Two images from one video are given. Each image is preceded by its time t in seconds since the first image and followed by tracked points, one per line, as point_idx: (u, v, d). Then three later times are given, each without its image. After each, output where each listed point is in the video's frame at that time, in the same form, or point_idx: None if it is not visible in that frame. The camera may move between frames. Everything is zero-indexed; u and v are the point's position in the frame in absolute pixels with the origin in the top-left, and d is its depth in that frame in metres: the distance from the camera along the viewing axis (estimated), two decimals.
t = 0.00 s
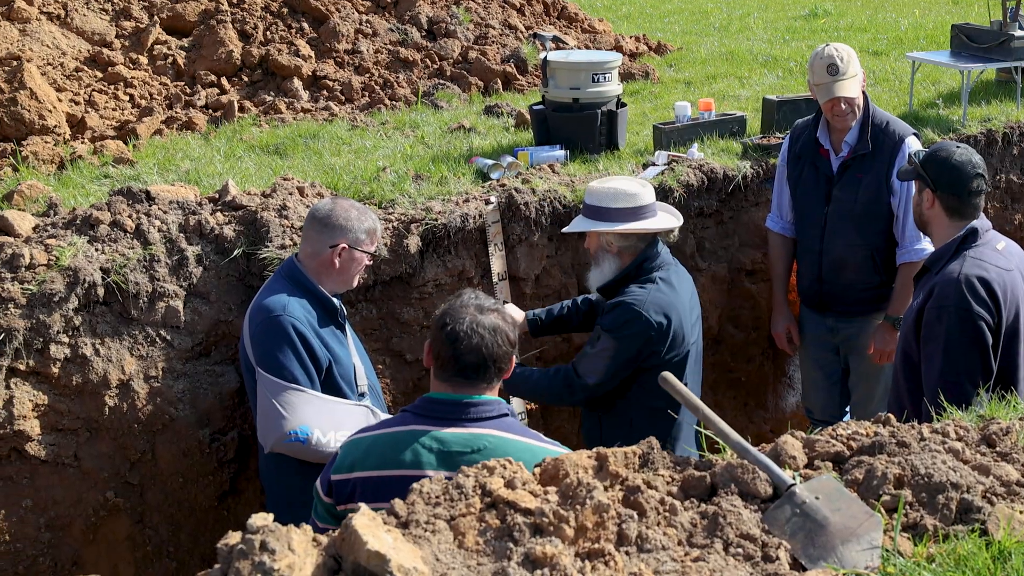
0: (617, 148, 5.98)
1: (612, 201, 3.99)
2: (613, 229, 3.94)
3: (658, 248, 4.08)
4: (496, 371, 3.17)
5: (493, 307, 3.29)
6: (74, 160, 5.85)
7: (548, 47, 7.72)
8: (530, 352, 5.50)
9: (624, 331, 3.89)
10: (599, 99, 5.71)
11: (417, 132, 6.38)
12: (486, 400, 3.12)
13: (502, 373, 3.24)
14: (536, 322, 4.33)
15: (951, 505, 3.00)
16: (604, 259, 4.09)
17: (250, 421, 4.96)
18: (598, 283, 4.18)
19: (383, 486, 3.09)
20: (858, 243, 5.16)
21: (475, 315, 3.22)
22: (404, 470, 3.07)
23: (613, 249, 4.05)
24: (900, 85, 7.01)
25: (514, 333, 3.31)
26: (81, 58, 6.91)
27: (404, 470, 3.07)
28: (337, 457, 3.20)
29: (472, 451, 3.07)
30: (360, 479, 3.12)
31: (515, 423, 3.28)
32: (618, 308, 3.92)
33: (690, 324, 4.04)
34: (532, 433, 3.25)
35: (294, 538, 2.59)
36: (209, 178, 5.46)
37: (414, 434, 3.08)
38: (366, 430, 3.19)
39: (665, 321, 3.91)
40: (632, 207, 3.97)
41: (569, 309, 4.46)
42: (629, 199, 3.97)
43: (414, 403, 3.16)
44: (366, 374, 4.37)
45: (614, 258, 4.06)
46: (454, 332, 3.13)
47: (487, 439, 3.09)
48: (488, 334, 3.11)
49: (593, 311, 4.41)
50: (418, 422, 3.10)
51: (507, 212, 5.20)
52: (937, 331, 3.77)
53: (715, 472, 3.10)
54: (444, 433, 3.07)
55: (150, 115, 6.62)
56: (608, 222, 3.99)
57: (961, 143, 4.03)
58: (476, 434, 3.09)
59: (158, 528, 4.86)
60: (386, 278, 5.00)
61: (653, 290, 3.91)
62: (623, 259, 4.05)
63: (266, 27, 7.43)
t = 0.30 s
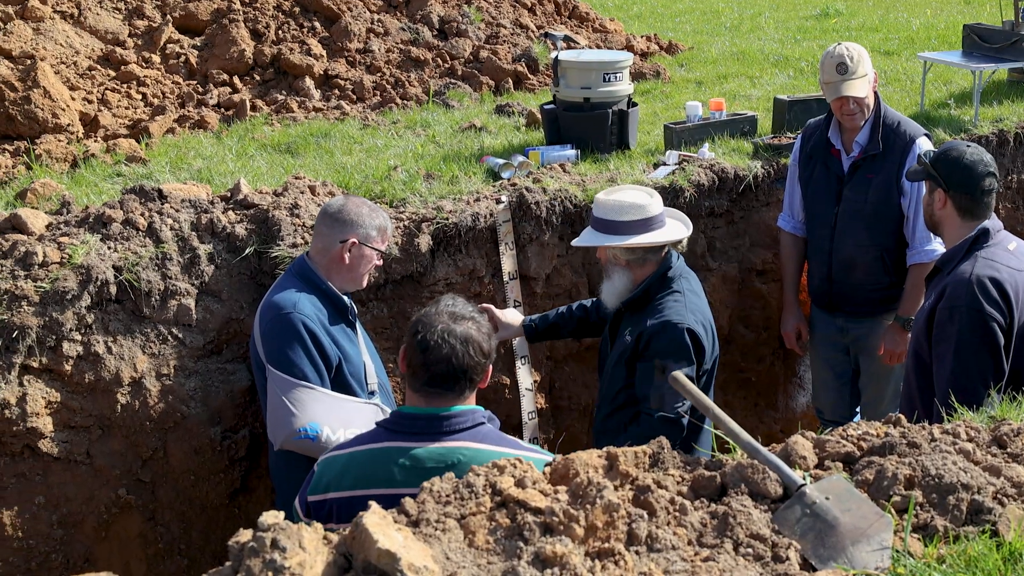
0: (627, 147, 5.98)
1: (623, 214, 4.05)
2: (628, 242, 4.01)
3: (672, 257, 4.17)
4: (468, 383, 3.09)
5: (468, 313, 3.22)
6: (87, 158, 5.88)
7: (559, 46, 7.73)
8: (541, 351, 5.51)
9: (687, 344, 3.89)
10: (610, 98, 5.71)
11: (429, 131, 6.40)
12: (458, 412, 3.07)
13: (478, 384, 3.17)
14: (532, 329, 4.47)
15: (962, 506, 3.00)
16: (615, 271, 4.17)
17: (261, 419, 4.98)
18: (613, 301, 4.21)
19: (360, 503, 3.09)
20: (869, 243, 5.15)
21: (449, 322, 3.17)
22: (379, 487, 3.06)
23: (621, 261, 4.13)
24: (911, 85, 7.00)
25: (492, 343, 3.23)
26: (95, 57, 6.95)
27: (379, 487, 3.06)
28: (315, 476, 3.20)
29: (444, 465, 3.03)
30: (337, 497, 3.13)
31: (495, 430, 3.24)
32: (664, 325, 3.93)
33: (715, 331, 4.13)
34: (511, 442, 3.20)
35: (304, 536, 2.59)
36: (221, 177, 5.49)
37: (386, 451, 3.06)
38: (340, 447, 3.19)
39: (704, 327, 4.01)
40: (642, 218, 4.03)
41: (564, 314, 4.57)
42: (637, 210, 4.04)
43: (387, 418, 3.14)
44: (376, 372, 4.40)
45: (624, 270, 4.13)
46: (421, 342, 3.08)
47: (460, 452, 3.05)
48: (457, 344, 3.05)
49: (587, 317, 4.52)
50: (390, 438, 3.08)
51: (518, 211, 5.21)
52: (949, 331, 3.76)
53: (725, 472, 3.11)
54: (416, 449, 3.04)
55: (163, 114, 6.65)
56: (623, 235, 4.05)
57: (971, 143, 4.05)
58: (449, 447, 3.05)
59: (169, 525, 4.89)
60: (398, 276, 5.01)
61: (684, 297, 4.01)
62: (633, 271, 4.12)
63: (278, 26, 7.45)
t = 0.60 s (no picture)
0: (638, 147, 5.98)
1: (629, 235, 4.00)
2: (641, 261, 3.96)
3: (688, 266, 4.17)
4: (456, 388, 3.08)
5: (460, 317, 3.21)
6: (100, 156, 5.91)
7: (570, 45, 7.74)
8: (551, 351, 5.51)
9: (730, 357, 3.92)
10: (621, 98, 5.72)
11: (440, 131, 6.41)
12: (445, 420, 3.05)
13: (467, 388, 3.15)
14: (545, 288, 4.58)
15: (972, 507, 3.00)
16: (630, 288, 4.10)
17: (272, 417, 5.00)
18: (630, 316, 4.14)
19: (348, 507, 3.12)
20: (879, 244, 5.14)
21: (438, 325, 3.17)
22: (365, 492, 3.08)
23: (636, 278, 4.06)
24: (922, 86, 6.99)
25: (483, 347, 3.21)
26: (107, 56, 6.98)
27: (366, 492, 3.08)
28: (305, 480, 3.23)
29: (428, 473, 3.02)
30: (325, 502, 3.16)
31: (486, 436, 3.21)
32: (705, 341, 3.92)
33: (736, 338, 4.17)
34: (500, 450, 3.17)
35: (315, 534, 2.59)
36: (233, 175, 5.51)
37: (373, 457, 3.08)
38: (330, 452, 3.21)
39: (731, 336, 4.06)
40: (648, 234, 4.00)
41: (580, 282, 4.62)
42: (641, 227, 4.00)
43: (376, 423, 3.15)
44: (386, 371, 4.41)
45: (639, 286, 4.08)
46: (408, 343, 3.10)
47: (445, 460, 3.04)
48: (444, 347, 3.05)
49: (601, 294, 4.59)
50: (378, 444, 3.09)
51: (529, 210, 5.22)
52: (964, 332, 3.75)
53: (735, 472, 3.11)
54: (401, 456, 3.04)
55: (175, 113, 6.67)
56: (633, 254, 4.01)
57: (978, 144, 4.07)
58: (434, 456, 3.04)
59: (180, 523, 4.91)
60: (408, 275, 5.03)
61: (713, 309, 4.02)
62: (649, 287, 4.09)
63: (290, 25, 7.48)
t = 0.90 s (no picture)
0: (649, 147, 5.98)
1: (617, 254, 3.95)
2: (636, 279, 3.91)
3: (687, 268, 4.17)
4: (464, 386, 3.08)
5: (470, 316, 3.20)
6: (112, 155, 5.93)
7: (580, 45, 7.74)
8: (562, 350, 5.53)
9: (742, 354, 3.92)
10: (632, 97, 5.72)
11: (451, 130, 6.42)
12: (454, 420, 3.05)
13: (476, 387, 3.15)
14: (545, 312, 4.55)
15: (984, 508, 2.99)
16: (633, 304, 4.08)
17: (283, 415, 5.02)
18: (636, 329, 4.14)
19: (355, 506, 3.12)
20: (888, 244, 5.12)
21: (448, 323, 3.16)
22: (372, 491, 3.08)
23: (637, 294, 4.03)
24: (934, 86, 6.97)
25: (493, 346, 3.20)
26: (120, 55, 7.01)
27: (373, 491, 3.08)
28: (314, 478, 3.23)
29: (436, 473, 3.02)
30: (333, 500, 3.16)
31: (495, 437, 3.20)
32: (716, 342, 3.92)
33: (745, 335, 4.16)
34: (509, 450, 3.17)
35: (326, 533, 2.59)
36: (244, 174, 5.53)
37: (380, 456, 3.08)
38: (339, 451, 3.21)
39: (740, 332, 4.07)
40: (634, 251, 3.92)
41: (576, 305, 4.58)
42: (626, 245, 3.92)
43: (385, 422, 3.15)
44: (396, 370, 4.42)
45: (642, 300, 4.06)
46: (417, 341, 3.10)
47: (453, 460, 3.04)
48: (452, 345, 3.05)
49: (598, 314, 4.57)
50: (386, 442, 3.09)
51: (540, 210, 5.23)
52: (978, 333, 3.74)
53: (746, 472, 3.11)
54: (408, 455, 3.04)
55: (187, 111, 6.69)
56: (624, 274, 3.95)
57: (983, 145, 4.08)
58: (441, 455, 3.04)
59: (192, 520, 4.92)
60: (419, 274, 5.04)
61: (719, 309, 4.03)
62: (651, 301, 4.07)
63: (301, 24, 7.50)
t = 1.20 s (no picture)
0: (659, 147, 5.99)
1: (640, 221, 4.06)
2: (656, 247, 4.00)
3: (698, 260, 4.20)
4: (487, 383, 3.11)
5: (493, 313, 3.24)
6: (124, 153, 5.95)
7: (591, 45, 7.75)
8: (572, 350, 5.54)
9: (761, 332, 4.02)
10: (642, 97, 5.73)
11: (461, 129, 6.44)
12: (476, 418, 3.07)
13: (499, 385, 3.17)
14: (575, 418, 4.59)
15: (994, 509, 3.00)
16: (667, 272, 4.04)
17: (294, 414, 5.04)
18: (658, 316, 4.04)
19: (377, 502, 3.13)
20: (898, 245, 5.11)
21: (472, 320, 3.20)
22: (395, 488, 3.09)
23: (671, 261, 4.04)
24: (945, 86, 6.96)
25: (515, 344, 3.22)
26: (132, 54, 7.04)
27: (396, 488, 3.09)
28: (336, 475, 3.25)
29: (458, 470, 3.03)
30: (355, 497, 3.17)
31: (517, 435, 3.22)
32: (739, 320, 4.00)
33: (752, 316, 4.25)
34: (531, 448, 3.18)
35: (337, 531, 2.58)
36: (256, 173, 5.54)
37: (402, 453, 3.09)
38: (360, 448, 3.23)
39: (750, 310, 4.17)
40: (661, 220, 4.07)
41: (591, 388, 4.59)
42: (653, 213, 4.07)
43: (406, 420, 3.17)
44: (408, 369, 4.43)
45: (676, 267, 4.04)
46: (443, 336, 3.13)
47: (476, 458, 3.05)
48: (476, 341, 3.08)
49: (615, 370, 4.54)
50: (408, 440, 3.11)
51: (550, 209, 5.24)
52: (990, 334, 3.74)
53: (756, 472, 3.11)
54: (430, 452, 3.06)
55: (199, 110, 6.71)
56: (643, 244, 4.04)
57: (990, 145, 4.09)
58: (464, 453, 3.05)
59: (202, 518, 4.94)
60: (429, 274, 5.05)
61: (733, 288, 4.10)
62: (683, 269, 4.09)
63: (313, 23, 7.52)
